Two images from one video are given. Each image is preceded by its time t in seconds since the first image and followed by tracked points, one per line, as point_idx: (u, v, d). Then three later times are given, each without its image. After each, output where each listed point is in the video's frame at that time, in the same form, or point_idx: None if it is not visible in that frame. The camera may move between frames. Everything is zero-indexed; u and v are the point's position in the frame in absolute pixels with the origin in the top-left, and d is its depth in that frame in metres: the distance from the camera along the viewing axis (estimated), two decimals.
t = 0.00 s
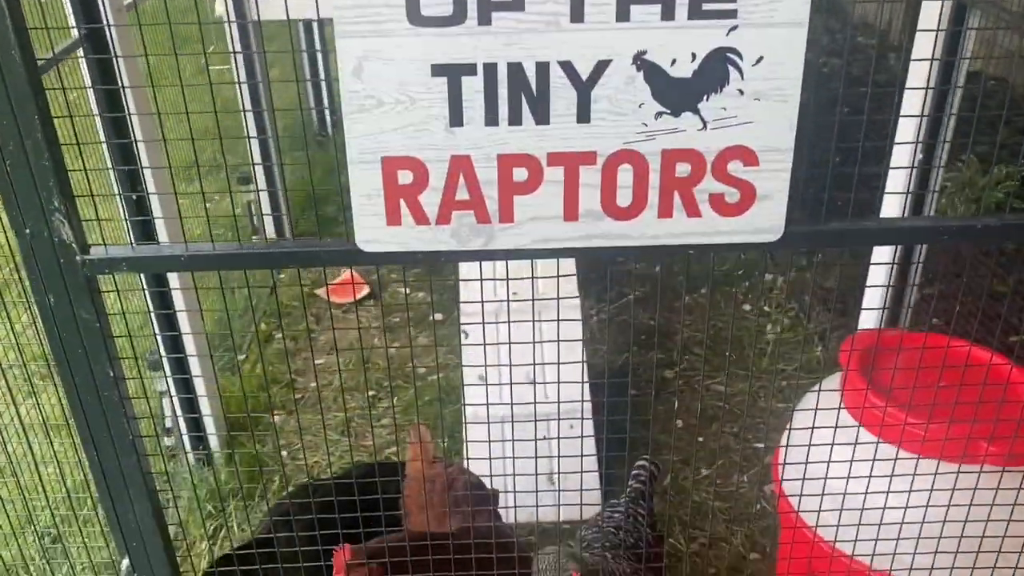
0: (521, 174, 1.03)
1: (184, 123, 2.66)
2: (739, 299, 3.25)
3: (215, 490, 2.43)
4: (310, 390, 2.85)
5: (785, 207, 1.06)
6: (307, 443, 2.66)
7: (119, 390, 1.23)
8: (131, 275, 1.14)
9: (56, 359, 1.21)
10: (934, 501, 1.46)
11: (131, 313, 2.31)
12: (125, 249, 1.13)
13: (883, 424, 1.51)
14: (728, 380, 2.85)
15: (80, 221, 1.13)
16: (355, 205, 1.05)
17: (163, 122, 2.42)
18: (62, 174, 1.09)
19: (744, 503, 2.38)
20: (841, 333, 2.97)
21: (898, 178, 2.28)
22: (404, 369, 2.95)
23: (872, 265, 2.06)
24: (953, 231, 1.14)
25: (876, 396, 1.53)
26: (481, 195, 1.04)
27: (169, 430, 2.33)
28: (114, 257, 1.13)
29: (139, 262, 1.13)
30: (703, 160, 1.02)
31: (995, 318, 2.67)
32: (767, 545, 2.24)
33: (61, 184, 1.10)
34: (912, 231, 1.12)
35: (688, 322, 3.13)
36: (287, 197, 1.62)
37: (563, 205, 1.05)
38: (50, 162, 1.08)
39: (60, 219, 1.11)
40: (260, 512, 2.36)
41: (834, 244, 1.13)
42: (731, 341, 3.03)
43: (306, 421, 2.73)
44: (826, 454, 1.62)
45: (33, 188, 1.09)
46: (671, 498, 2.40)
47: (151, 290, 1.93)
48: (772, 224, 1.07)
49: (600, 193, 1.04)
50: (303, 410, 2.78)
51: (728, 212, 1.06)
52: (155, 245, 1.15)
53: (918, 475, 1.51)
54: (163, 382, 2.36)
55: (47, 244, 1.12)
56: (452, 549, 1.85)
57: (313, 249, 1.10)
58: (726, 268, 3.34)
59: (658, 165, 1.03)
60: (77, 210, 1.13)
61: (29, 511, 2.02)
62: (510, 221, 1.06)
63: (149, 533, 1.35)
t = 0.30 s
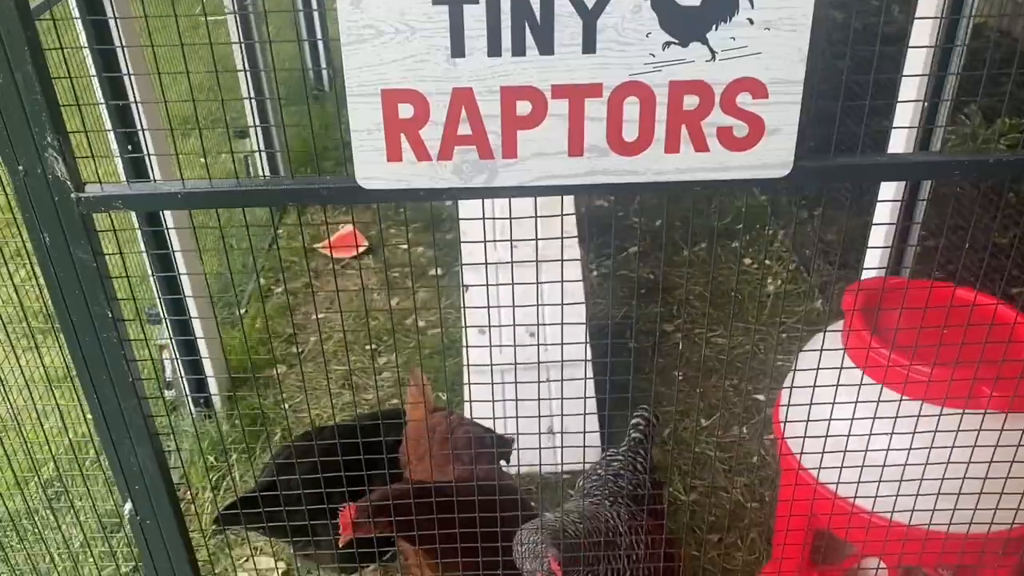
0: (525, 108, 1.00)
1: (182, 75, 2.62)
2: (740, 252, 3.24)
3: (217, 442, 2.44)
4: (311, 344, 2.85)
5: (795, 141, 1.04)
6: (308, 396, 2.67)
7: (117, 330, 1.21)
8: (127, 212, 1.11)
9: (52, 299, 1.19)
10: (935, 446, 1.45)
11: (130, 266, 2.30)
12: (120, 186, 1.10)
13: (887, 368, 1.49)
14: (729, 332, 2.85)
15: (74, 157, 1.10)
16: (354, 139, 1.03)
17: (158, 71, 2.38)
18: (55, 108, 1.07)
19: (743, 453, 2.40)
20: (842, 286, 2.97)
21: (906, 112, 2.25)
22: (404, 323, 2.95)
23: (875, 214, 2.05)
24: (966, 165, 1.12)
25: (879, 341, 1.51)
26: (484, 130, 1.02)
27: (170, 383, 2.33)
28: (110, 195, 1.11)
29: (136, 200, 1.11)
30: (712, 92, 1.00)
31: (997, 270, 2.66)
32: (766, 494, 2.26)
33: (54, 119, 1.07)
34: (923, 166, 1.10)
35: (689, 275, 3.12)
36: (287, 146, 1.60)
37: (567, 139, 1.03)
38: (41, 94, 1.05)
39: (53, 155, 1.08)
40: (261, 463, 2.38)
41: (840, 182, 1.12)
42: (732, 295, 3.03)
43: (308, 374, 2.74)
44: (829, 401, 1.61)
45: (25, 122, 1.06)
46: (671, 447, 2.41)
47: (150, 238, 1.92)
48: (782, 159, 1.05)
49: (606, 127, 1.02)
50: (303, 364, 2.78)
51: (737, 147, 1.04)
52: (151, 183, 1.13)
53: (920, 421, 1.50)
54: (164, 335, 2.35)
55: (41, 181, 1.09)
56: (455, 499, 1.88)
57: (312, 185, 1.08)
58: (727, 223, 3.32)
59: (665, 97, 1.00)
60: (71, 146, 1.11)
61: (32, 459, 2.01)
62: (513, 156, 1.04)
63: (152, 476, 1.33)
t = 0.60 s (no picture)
0: (525, 35, 0.98)
1: (177, 27, 2.58)
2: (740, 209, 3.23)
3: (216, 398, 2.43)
4: (310, 301, 2.83)
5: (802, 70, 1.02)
6: (308, 352, 2.67)
7: (111, 269, 1.16)
8: (120, 146, 1.06)
9: (44, 237, 1.14)
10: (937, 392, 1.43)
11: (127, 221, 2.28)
12: (112, 119, 1.05)
13: (890, 315, 1.47)
14: (728, 288, 2.85)
15: (62, 87, 1.05)
16: (350, 69, 1.00)
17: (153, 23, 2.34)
18: (40, 35, 1.00)
19: (742, 407, 2.40)
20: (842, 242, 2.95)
21: (912, 54, 2.22)
22: (403, 281, 2.94)
23: (878, 164, 2.02)
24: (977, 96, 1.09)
25: (882, 288, 1.49)
26: (483, 58, 0.99)
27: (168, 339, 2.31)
28: (101, 127, 1.06)
29: (128, 133, 1.05)
30: (718, 18, 0.97)
31: (997, 224, 2.65)
32: (765, 446, 2.27)
33: (42, 46, 1.01)
34: (935, 96, 1.08)
35: (688, 231, 3.11)
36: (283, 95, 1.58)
37: (570, 69, 1.00)
38: (26, 20, 0.99)
39: (42, 85, 1.02)
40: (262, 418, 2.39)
41: (846, 115, 1.09)
42: (732, 251, 3.01)
43: (307, 331, 2.74)
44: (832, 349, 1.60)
45: (11, 49, 1.00)
46: (670, 402, 2.41)
47: (147, 189, 1.89)
48: (788, 89, 1.02)
49: (609, 55, 0.99)
50: (303, 320, 2.76)
51: (743, 76, 1.02)
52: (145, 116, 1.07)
53: (922, 370, 1.49)
54: (162, 290, 2.33)
55: (29, 113, 1.04)
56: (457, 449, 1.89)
57: (307, 117, 1.05)
58: (728, 179, 3.29)
59: (670, 23, 0.98)
60: (60, 76, 1.05)
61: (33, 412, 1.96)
62: (513, 86, 1.01)
63: (150, 420, 1.28)
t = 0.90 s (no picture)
0: None
1: None
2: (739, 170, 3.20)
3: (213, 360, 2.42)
4: (306, 263, 2.80)
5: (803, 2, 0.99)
6: (304, 314, 2.65)
7: (101, 212, 1.05)
8: (110, 82, 0.97)
9: (28, 176, 1.03)
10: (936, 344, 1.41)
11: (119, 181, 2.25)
12: (100, 54, 0.96)
13: (890, 271, 1.45)
14: (726, 249, 2.83)
15: (47, 20, 0.95)
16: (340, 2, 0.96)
17: None
18: None
19: (739, 366, 2.40)
20: (841, 203, 2.93)
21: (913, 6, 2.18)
22: (400, 242, 2.91)
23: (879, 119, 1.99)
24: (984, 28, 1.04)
25: (882, 242, 1.47)
26: None
27: (164, 300, 2.28)
28: (87, 64, 0.97)
29: (115, 71, 0.97)
30: None
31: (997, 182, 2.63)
32: (762, 404, 2.27)
33: None
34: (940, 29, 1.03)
35: (687, 192, 3.08)
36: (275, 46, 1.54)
37: None
38: None
39: (25, 22, 0.93)
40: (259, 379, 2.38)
41: (846, 52, 1.07)
42: (731, 212, 2.99)
43: (303, 294, 2.71)
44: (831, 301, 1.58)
45: None
46: (668, 362, 2.41)
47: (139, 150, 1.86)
48: (789, 21, 1.00)
49: None
50: (299, 282, 2.73)
51: (744, 8, 0.99)
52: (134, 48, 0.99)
53: (920, 325, 1.47)
54: (157, 252, 2.30)
55: (12, 50, 0.94)
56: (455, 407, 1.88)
57: (293, 51, 1.00)
58: (727, 140, 3.26)
59: None
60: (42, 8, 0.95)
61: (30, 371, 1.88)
62: (509, 19, 0.98)
63: (143, 369, 1.17)
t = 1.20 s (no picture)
0: None
1: None
2: (737, 140, 3.17)
3: (208, 330, 2.40)
4: (301, 233, 2.77)
5: None
6: (299, 284, 2.63)
7: (90, 168, 1.00)
8: (98, 31, 0.93)
9: (12, 119, 0.97)
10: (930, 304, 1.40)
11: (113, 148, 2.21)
12: (87, 4, 0.91)
13: (887, 230, 1.42)
14: (723, 218, 2.81)
15: None
16: None
17: None
18: None
19: (735, 334, 2.40)
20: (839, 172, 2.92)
21: None
22: (395, 212, 2.88)
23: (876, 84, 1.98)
24: None
25: (878, 203, 1.44)
26: None
27: (158, 269, 2.26)
28: (71, 14, 0.91)
29: (101, 20, 0.92)
30: None
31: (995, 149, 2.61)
32: (758, 371, 2.27)
33: None
34: None
35: (685, 162, 3.05)
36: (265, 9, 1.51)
37: None
38: None
39: None
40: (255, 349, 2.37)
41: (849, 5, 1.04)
42: (729, 181, 2.97)
43: (298, 264, 2.69)
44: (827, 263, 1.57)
45: None
46: (665, 330, 2.40)
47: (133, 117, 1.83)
48: None
49: None
50: (294, 253, 2.71)
51: None
52: None
53: (916, 283, 1.44)
54: (152, 221, 2.28)
55: None
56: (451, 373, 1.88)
57: (286, 3, 0.93)
58: (725, 110, 3.23)
59: None
60: None
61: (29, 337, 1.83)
62: None
63: (136, 325, 1.12)
